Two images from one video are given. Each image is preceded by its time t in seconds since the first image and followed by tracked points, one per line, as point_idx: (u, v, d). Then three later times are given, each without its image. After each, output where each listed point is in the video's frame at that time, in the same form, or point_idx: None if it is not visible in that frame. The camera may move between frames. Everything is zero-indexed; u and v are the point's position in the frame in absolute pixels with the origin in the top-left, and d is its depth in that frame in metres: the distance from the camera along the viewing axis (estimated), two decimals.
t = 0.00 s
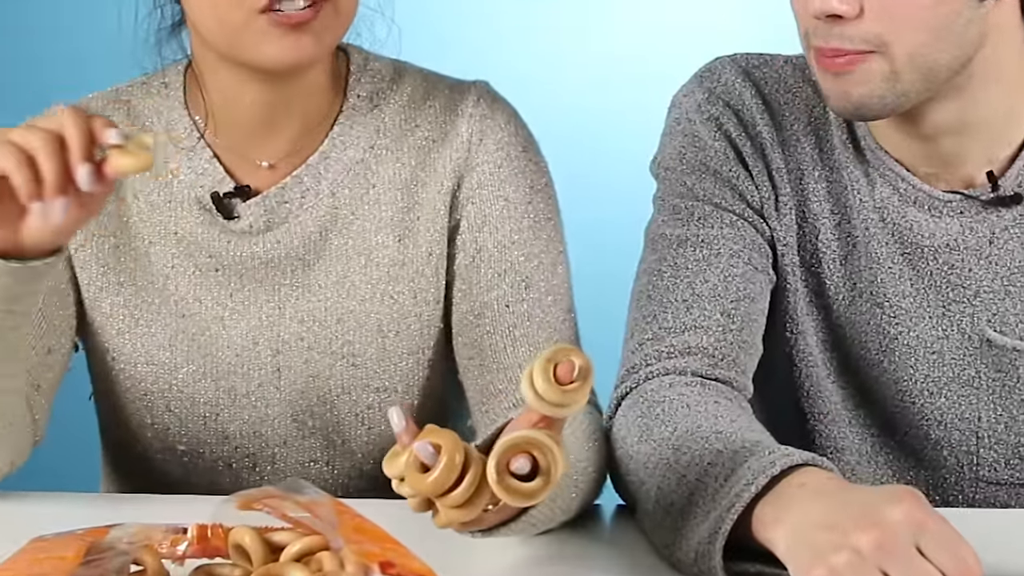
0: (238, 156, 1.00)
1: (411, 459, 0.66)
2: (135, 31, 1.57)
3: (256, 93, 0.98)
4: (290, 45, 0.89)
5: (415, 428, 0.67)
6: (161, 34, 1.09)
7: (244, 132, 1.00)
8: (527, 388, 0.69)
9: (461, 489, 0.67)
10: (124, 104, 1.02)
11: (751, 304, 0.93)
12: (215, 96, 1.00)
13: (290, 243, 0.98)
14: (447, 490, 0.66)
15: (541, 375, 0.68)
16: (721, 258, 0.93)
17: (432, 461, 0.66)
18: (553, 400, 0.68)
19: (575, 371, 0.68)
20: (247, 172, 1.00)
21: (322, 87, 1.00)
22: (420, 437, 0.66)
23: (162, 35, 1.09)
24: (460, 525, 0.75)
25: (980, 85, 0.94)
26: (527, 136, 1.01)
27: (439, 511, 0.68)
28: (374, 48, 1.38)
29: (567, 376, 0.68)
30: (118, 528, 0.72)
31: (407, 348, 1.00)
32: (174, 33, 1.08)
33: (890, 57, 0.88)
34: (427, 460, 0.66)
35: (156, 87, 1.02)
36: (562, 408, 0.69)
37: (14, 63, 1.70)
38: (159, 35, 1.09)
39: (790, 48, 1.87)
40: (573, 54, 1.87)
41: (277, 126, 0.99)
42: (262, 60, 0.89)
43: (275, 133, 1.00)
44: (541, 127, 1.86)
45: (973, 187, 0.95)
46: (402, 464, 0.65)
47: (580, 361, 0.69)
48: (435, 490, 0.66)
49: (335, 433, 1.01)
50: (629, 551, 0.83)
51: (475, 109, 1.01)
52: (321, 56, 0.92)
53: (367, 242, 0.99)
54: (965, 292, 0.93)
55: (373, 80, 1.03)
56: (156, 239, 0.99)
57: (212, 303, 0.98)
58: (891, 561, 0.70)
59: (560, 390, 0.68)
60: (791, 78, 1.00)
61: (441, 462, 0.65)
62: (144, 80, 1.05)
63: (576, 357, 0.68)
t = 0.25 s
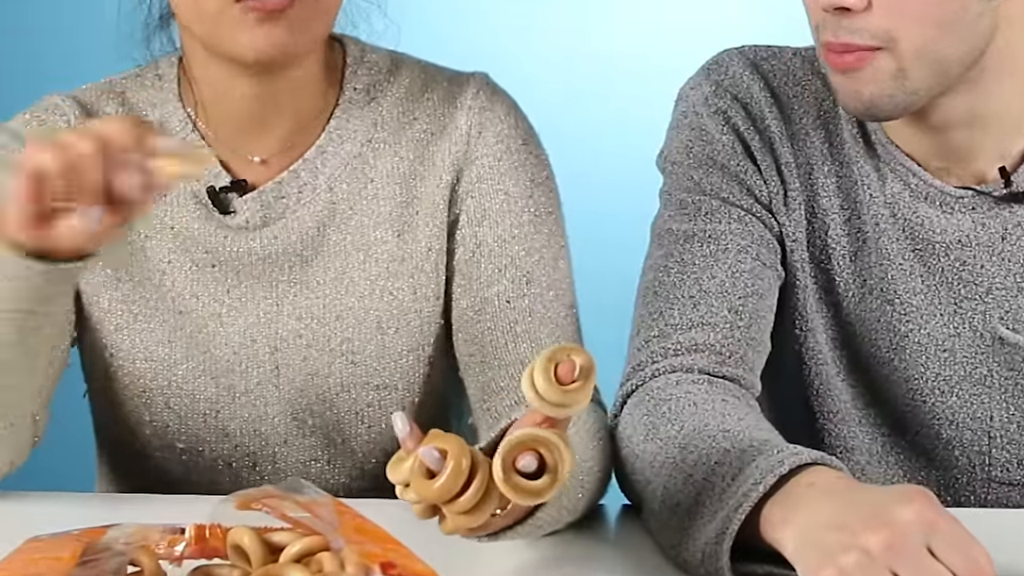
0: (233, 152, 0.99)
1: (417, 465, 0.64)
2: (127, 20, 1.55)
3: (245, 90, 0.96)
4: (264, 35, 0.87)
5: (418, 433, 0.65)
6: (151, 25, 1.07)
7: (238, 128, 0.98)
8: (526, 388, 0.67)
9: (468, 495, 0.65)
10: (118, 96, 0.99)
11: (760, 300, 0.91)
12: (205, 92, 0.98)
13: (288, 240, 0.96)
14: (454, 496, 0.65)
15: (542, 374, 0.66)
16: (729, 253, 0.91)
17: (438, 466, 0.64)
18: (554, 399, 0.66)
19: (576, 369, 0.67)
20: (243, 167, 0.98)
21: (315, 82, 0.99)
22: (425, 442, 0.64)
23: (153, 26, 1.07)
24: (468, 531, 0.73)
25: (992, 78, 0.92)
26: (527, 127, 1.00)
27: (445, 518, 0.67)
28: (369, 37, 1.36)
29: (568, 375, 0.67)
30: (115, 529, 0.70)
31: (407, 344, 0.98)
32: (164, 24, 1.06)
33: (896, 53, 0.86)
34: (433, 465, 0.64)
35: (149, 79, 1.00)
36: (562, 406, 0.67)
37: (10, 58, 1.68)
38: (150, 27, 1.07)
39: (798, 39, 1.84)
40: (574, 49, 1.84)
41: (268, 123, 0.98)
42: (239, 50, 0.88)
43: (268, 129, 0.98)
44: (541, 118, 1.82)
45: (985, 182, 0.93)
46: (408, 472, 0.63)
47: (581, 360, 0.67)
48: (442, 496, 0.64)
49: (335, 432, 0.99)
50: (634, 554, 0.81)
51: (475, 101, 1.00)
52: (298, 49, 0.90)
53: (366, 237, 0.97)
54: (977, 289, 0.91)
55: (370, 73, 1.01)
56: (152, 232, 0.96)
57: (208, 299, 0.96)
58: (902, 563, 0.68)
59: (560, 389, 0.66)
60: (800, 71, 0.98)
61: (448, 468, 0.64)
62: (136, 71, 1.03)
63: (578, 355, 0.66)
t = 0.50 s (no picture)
0: (225, 143, 0.97)
1: (427, 469, 0.62)
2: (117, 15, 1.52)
3: (244, 77, 0.94)
4: (306, 35, 0.84)
5: (428, 437, 0.64)
6: (140, 18, 1.05)
7: (231, 118, 0.96)
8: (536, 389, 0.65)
9: (483, 497, 0.63)
10: (107, 90, 0.97)
11: (768, 297, 0.90)
12: (201, 81, 0.96)
13: (278, 234, 0.94)
14: (465, 500, 0.63)
15: (549, 374, 0.64)
16: (736, 249, 0.90)
17: (449, 469, 0.63)
18: (564, 398, 0.64)
19: (585, 368, 0.65)
20: (235, 159, 0.96)
21: (313, 75, 0.97)
22: (435, 445, 0.63)
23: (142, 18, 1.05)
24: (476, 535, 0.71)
25: (1003, 71, 0.90)
26: (525, 123, 0.96)
27: (457, 521, 0.65)
28: (361, 27, 1.34)
29: (576, 374, 0.65)
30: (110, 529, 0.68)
31: (402, 341, 0.96)
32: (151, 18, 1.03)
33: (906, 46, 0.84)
34: (443, 468, 0.63)
35: (137, 71, 0.98)
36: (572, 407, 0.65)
37: None
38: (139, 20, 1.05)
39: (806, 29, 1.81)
40: (579, 40, 1.81)
41: (263, 114, 0.96)
42: (276, 47, 0.85)
43: (263, 119, 0.96)
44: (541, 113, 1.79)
45: (995, 178, 0.91)
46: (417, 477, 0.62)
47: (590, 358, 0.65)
48: (454, 500, 0.62)
49: (328, 430, 0.97)
50: (636, 554, 0.80)
51: (470, 97, 0.96)
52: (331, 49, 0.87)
53: (358, 232, 0.95)
54: (988, 286, 0.89)
55: (364, 67, 0.98)
56: (139, 228, 0.95)
57: (198, 295, 0.94)
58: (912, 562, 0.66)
59: (569, 388, 0.64)
60: (809, 64, 0.96)
61: (459, 471, 0.62)
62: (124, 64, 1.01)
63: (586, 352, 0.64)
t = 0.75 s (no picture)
0: (223, 136, 0.95)
1: (426, 471, 0.61)
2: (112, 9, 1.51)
3: (244, 69, 0.92)
4: (307, 26, 0.82)
5: (427, 437, 0.62)
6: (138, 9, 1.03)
7: (229, 111, 0.94)
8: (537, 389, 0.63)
9: (484, 500, 0.62)
10: (102, 83, 0.95)
11: (775, 294, 0.88)
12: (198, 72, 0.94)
13: (277, 230, 0.92)
14: (465, 502, 0.61)
15: (551, 373, 0.63)
16: (744, 245, 0.88)
17: (449, 471, 0.61)
18: (565, 398, 0.62)
19: (587, 366, 0.63)
20: (233, 152, 0.95)
21: (312, 69, 0.95)
22: (434, 446, 0.61)
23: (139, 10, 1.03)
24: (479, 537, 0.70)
25: (1014, 63, 0.89)
26: (528, 115, 0.95)
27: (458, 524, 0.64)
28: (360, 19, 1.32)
29: (577, 372, 0.63)
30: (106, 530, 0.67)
31: (403, 338, 0.94)
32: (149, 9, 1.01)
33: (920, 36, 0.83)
34: (443, 470, 0.61)
35: (133, 64, 0.96)
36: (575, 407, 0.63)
37: None
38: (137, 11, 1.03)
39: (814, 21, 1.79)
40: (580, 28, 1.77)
41: (262, 107, 0.94)
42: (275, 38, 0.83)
43: (262, 112, 0.94)
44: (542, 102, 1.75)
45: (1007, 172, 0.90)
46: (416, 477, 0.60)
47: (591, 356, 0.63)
48: (454, 502, 0.61)
49: (328, 429, 0.96)
50: (643, 555, 0.78)
51: (472, 88, 0.95)
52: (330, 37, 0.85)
53: (359, 227, 0.93)
54: (1000, 282, 0.88)
55: (364, 59, 0.96)
56: (135, 224, 0.93)
57: (195, 291, 0.92)
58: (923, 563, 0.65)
59: (571, 388, 0.63)
60: (818, 57, 0.95)
61: (460, 472, 0.61)
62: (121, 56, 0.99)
63: (588, 351, 0.62)
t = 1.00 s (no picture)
0: (224, 129, 0.93)
1: (425, 469, 0.59)
2: (107, 5, 1.49)
3: (243, 60, 0.90)
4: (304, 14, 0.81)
5: (425, 435, 0.61)
6: None
7: (229, 104, 0.92)
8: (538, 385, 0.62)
9: (482, 499, 0.60)
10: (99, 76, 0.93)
11: (784, 291, 0.86)
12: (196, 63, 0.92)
13: (278, 225, 0.90)
14: (464, 501, 0.60)
15: (550, 370, 0.62)
16: (752, 240, 0.86)
17: (448, 470, 0.60)
18: (565, 394, 0.61)
19: (587, 362, 0.62)
20: (234, 147, 0.93)
21: (313, 57, 0.93)
22: (433, 445, 0.60)
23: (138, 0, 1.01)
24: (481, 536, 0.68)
25: None
26: (533, 108, 0.93)
27: (457, 524, 0.62)
28: (361, 13, 1.30)
29: (577, 369, 0.62)
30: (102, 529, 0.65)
31: (405, 335, 0.93)
32: None
33: (933, 22, 0.81)
34: (442, 470, 0.60)
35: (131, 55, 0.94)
36: (576, 403, 0.62)
37: None
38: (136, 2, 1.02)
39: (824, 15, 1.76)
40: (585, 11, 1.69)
41: (265, 97, 0.92)
42: (272, 26, 0.81)
43: (263, 105, 0.92)
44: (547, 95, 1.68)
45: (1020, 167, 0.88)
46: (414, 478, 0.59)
47: (592, 352, 0.62)
48: (453, 502, 0.59)
49: (329, 427, 0.94)
50: (652, 557, 0.77)
51: (476, 81, 0.93)
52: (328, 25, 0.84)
53: (360, 223, 0.91)
54: (1013, 279, 0.86)
55: (366, 51, 0.95)
56: (132, 217, 0.91)
57: (194, 287, 0.91)
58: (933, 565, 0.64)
59: (571, 384, 0.61)
60: (827, 49, 0.93)
61: (458, 471, 0.59)
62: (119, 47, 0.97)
63: (588, 345, 0.61)
